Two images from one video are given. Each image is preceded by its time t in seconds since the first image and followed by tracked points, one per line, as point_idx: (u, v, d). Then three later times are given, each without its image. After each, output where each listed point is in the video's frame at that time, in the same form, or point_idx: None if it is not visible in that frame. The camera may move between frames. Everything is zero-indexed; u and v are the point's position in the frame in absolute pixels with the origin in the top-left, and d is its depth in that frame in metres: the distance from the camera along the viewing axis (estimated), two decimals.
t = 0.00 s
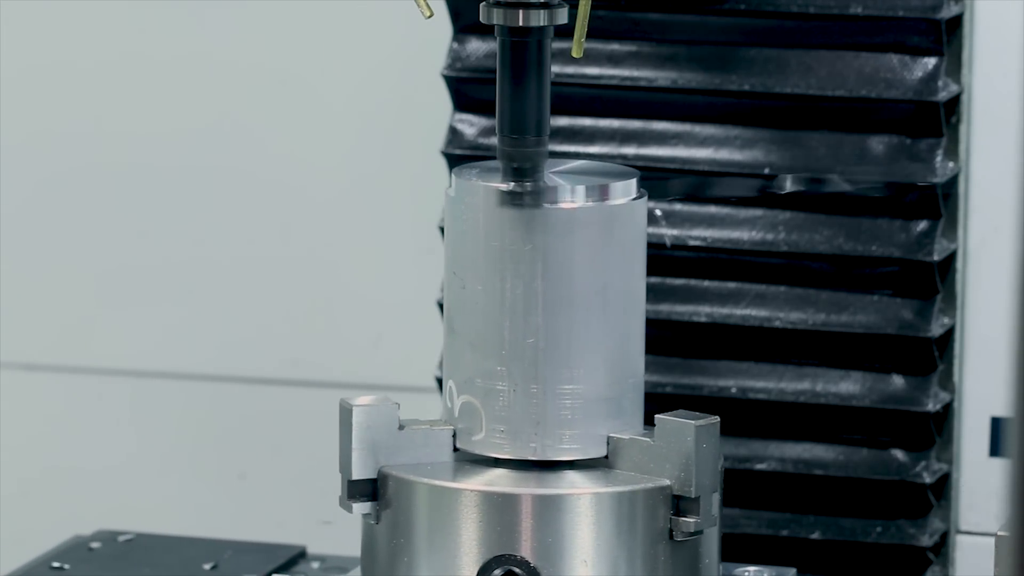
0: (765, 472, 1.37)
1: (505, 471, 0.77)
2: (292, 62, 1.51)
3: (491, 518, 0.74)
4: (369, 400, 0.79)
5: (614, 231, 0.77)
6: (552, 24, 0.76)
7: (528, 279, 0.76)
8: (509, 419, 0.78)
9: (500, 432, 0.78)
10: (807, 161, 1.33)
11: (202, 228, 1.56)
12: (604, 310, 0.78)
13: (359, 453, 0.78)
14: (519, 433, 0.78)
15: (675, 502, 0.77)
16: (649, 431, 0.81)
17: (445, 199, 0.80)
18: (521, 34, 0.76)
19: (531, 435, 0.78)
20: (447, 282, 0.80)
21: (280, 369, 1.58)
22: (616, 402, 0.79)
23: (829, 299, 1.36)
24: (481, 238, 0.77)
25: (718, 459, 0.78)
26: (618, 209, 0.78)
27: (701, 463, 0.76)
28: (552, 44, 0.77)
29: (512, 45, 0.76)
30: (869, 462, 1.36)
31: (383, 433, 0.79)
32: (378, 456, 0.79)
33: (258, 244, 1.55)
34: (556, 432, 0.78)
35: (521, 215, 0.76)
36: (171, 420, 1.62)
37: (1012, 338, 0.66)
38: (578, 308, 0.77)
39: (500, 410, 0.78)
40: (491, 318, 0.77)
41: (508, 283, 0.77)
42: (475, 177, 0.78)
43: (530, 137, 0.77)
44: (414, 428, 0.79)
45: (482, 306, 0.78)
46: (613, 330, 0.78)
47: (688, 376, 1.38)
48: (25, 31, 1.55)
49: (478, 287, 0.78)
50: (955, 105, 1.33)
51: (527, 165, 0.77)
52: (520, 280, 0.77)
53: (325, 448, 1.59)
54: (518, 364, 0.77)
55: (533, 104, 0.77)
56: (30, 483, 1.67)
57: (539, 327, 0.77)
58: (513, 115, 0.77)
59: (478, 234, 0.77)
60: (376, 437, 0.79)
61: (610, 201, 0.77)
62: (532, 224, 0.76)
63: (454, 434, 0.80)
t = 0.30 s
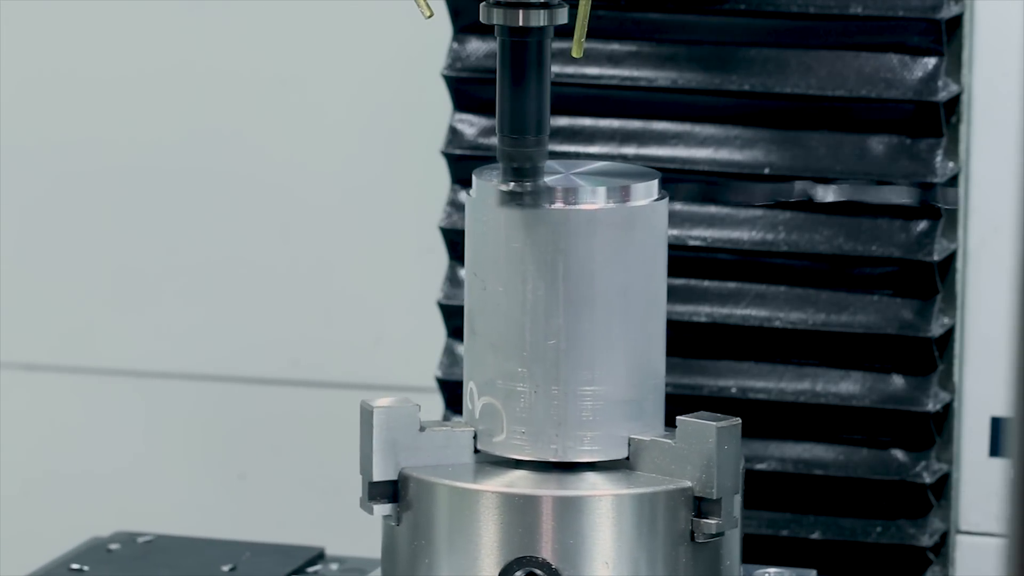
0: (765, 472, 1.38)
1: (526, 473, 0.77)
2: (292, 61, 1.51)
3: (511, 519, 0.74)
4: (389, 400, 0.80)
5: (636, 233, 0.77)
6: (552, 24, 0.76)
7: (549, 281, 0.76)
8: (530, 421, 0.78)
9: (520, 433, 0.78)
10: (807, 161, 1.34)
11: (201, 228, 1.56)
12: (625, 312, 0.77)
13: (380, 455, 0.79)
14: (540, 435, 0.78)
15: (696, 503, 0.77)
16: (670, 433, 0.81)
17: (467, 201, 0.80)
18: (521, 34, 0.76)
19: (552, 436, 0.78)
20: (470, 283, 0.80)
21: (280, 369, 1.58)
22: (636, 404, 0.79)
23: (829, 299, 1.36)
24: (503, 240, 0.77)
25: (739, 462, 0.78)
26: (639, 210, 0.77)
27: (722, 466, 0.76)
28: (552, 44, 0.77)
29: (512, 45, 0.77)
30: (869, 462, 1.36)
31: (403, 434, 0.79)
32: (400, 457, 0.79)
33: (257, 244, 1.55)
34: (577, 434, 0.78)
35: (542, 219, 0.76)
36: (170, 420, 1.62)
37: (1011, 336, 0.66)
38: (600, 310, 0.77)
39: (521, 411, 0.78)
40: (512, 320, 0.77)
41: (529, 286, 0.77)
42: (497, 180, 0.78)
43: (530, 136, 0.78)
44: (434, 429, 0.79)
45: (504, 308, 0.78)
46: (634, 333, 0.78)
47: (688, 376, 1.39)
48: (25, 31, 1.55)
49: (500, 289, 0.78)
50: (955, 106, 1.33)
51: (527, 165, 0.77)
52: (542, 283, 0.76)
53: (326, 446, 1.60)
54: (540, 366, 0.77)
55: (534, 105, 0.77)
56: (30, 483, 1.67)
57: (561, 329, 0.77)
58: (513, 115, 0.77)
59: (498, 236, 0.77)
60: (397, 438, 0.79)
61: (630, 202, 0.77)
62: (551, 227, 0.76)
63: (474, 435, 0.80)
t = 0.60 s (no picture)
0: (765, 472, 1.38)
1: (545, 475, 0.76)
2: (291, 61, 1.51)
3: (530, 520, 0.73)
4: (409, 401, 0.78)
5: (657, 235, 0.76)
6: (552, 24, 0.76)
7: (570, 282, 0.76)
8: (550, 423, 0.77)
9: (539, 436, 0.77)
10: (807, 161, 1.34)
11: (201, 229, 1.56)
12: (646, 314, 0.77)
13: (399, 456, 0.77)
14: (559, 437, 0.77)
15: (717, 506, 0.76)
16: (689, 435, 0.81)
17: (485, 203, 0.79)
18: (520, 34, 0.76)
19: (571, 438, 0.77)
20: (488, 285, 0.79)
21: (280, 369, 1.58)
22: (656, 406, 0.78)
23: (829, 299, 1.36)
24: (522, 242, 0.76)
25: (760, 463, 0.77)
26: (658, 211, 0.76)
27: (743, 468, 0.75)
28: (552, 44, 0.77)
29: (512, 45, 0.77)
30: (869, 462, 1.36)
31: (422, 435, 0.78)
32: (418, 460, 0.78)
33: (257, 245, 1.55)
34: (596, 436, 0.77)
35: (562, 220, 0.75)
36: (171, 420, 1.62)
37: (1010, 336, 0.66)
38: (620, 313, 0.76)
39: (541, 414, 0.77)
40: (532, 322, 0.77)
41: (549, 289, 0.76)
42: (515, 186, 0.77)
43: (530, 137, 0.77)
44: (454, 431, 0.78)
45: (524, 309, 0.77)
46: (655, 336, 0.77)
47: (688, 376, 1.39)
48: (24, 31, 1.55)
49: (520, 290, 0.77)
50: (955, 106, 1.33)
51: (526, 165, 0.77)
52: (561, 284, 0.76)
53: (327, 446, 1.60)
54: (559, 368, 0.76)
55: (534, 105, 0.77)
56: (31, 482, 1.67)
57: (581, 331, 0.76)
58: (512, 115, 0.77)
59: (517, 239, 0.76)
60: (416, 441, 0.77)
61: (650, 203, 0.76)
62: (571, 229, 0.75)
63: (494, 437, 0.80)
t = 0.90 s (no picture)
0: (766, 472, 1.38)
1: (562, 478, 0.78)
2: (292, 62, 1.51)
3: (547, 523, 0.75)
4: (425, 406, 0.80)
5: (672, 239, 0.78)
6: (552, 25, 0.79)
7: (588, 286, 0.77)
8: (569, 426, 0.79)
9: (558, 439, 0.79)
10: (807, 161, 1.35)
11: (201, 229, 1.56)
12: (663, 317, 0.78)
13: (417, 459, 0.79)
14: (578, 440, 0.79)
15: (735, 509, 0.78)
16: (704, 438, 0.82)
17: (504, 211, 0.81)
18: (521, 34, 0.79)
19: (590, 441, 0.78)
20: (508, 291, 0.81)
21: (280, 369, 1.58)
22: (672, 409, 0.80)
23: (829, 299, 1.37)
24: (541, 247, 0.78)
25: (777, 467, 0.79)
26: (675, 216, 0.78)
27: (761, 471, 0.77)
28: (551, 44, 0.80)
29: (512, 45, 0.79)
30: (869, 462, 1.37)
31: (439, 439, 0.80)
32: (434, 462, 0.80)
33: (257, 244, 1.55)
34: (614, 438, 0.78)
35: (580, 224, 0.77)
36: (173, 420, 1.61)
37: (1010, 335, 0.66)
38: (637, 317, 0.78)
39: (559, 417, 0.79)
40: (549, 327, 0.79)
41: (565, 295, 0.78)
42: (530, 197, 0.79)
43: (530, 136, 0.79)
44: (471, 435, 0.80)
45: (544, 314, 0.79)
46: (670, 340, 0.79)
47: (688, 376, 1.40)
48: (25, 30, 1.55)
49: (540, 295, 0.79)
50: (955, 106, 1.33)
51: (526, 164, 0.79)
52: (580, 288, 0.78)
53: (326, 448, 1.59)
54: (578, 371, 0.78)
55: (534, 105, 0.79)
56: (30, 483, 1.66)
57: (600, 334, 0.78)
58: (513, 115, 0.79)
59: (535, 246, 0.79)
60: (432, 444, 0.80)
61: (668, 205, 0.78)
62: (589, 234, 0.77)
63: (512, 440, 0.81)
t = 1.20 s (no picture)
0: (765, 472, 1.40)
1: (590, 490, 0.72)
2: (292, 62, 1.51)
3: (577, 537, 0.69)
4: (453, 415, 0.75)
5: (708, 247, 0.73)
6: (552, 24, 0.80)
7: (620, 294, 0.72)
8: (599, 439, 0.73)
9: (587, 451, 0.74)
10: (807, 160, 1.37)
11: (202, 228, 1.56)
12: (698, 326, 0.73)
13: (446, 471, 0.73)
14: (608, 453, 0.73)
15: (768, 521, 0.72)
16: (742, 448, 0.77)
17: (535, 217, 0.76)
18: (521, 34, 0.81)
19: (621, 453, 0.73)
20: (538, 297, 0.76)
21: (279, 370, 1.57)
22: (709, 420, 0.74)
23: (829, 299, 1.38)
24: (570, 254, 0.73)
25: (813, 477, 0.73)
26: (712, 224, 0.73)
27: (796, 483, 0.71)
28: (551, 44, 0.82)
29: (512, 44, 0.81)
30: (869, 462, 1.39)
31: (469, 450, 0.74)
32: (467, 472, 0.74)
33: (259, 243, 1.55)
34: (646, 451, 0.73)
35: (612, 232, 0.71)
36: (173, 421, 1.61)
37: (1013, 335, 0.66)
38: (671, 326, 0.72)
39: (589, 430, 0.74)
40: (581, 335, 0.73)
41: (600, 299, 0.72)
42: (560, 207, 0.74)
43: (530, 136, 0.81)
44: (502, 446, 0.75)
45: (573, 323, 0.73)
46: (708, 347, 0.73)
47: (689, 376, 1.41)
48: (27, 30, 1.56)
49: (569, 303, 0.73)
50: (955, 106, 1.34)
51: (526, 165, 0.81)
52: (611, 297, 0.72)
53: (325, 450, 1.58)
54: (609, 383, 0.73)
55: (533, 103, 0.82)
56: (31, 483, 1.66)
57: (632, 344, 0.72)
58: (513, 113, 0.81)
59: (568, 250, 0.73)
60: (463, 454, 0.74)
61: (703, 215, 0.73)
62: (620, 241, 0.71)
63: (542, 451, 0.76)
